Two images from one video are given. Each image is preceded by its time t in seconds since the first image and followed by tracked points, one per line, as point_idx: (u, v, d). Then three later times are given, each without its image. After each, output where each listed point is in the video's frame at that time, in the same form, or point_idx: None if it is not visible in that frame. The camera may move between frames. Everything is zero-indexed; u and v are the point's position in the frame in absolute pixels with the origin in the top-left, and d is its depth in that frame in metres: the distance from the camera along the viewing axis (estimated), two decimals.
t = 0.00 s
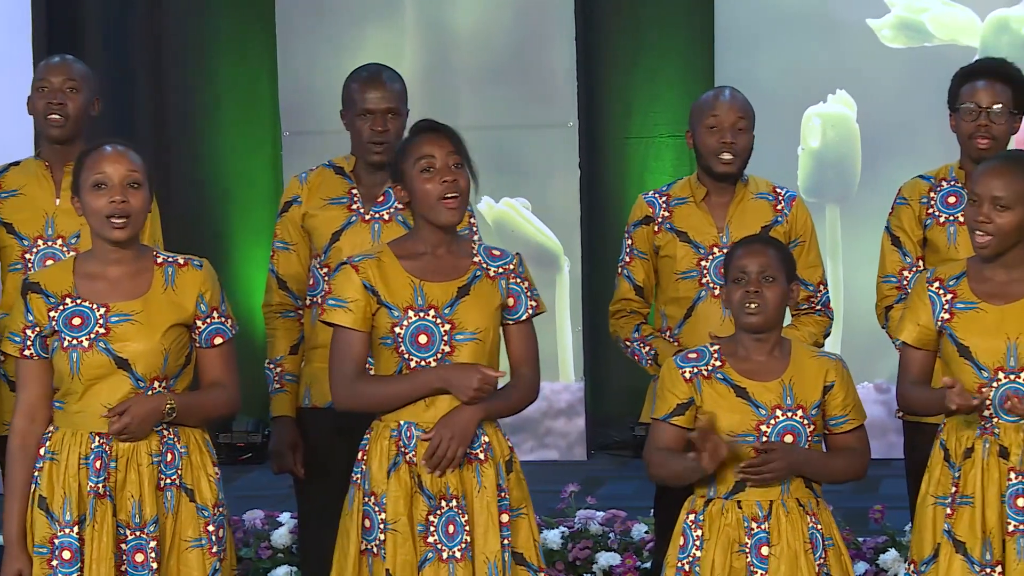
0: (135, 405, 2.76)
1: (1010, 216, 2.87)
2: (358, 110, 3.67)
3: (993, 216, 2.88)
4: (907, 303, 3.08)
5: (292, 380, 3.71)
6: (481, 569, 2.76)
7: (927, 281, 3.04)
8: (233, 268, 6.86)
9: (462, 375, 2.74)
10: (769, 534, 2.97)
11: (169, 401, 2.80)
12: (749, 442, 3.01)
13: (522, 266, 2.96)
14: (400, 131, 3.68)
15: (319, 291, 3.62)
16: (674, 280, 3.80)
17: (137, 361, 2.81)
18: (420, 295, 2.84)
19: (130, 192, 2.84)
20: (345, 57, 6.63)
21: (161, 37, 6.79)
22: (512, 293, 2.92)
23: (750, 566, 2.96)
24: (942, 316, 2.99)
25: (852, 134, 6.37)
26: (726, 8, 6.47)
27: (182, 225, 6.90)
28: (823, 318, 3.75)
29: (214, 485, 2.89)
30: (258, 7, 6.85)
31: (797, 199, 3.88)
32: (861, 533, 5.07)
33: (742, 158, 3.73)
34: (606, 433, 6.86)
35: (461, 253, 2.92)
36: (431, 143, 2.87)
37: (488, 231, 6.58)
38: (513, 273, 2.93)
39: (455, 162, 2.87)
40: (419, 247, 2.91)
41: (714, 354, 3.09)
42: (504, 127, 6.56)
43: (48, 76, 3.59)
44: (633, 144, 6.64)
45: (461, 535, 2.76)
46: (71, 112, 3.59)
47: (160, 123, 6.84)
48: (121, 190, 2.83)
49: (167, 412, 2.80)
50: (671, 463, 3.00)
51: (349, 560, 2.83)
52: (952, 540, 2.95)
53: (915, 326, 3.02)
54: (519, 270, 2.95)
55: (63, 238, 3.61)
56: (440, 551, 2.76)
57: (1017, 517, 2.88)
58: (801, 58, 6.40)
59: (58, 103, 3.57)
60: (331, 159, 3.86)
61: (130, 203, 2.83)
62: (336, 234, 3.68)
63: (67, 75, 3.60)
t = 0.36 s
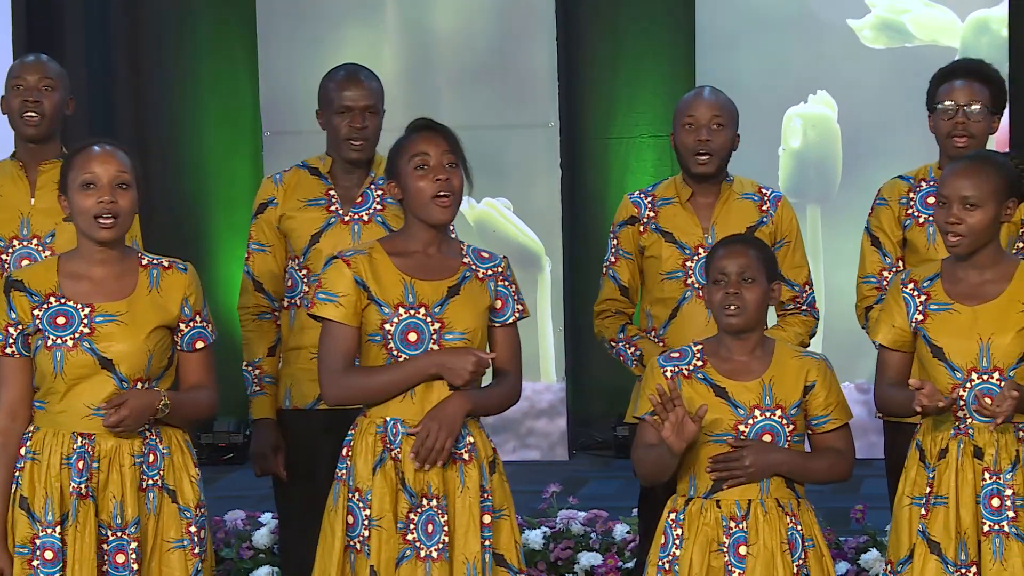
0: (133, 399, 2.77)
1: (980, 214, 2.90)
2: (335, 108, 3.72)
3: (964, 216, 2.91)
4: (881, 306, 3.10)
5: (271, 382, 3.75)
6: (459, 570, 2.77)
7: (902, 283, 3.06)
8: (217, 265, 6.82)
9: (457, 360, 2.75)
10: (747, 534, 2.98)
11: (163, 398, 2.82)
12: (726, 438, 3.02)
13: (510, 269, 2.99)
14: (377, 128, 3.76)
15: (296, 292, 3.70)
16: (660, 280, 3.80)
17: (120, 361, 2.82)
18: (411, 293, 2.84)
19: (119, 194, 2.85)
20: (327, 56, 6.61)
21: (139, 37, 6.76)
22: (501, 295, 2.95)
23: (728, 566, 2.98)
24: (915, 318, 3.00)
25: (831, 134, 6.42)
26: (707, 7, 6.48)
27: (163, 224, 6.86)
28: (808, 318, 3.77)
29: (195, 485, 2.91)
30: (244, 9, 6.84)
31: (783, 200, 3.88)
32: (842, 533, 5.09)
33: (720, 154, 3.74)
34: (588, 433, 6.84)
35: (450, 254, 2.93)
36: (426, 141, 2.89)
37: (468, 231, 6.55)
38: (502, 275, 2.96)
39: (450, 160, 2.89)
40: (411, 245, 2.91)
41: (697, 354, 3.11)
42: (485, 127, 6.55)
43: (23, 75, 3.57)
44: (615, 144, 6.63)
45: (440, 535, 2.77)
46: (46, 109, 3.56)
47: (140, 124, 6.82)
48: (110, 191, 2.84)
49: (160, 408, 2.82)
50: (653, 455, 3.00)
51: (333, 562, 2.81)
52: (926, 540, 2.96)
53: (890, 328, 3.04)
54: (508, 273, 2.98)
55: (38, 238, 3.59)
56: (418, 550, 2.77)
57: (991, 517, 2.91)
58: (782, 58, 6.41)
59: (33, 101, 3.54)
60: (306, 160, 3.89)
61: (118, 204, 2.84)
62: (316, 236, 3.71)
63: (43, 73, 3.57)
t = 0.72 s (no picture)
0: (111, 397, 2.75)
1: (971, 209, 2.91)
2: (308, 106, 3.74)
3: (955, 210, 2.92)
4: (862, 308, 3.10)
5: (254, 385, 3.76)
6: (429, 572, 2.76)
7: (884, 284, 3.06)
8: (201, 269, 6.79)
9: (418, 367, 2.74)
10: (733, 535, 2.97)
11: (142, 398, 2.80)
12: (714, 439, 3.03)
13: (498, 275, 2.94)
14: (351, 126, 3.76)
15: (278, 294, 3.69)
16: (647, 280, 3.81)
17: (100, 363, 2.82)
18: (383, 295, 2.85)
19: (100, 196, 2.85)
20: (311, 56, 6.59)
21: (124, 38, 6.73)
22: (484, 301, 2.90)
23: (714, 566, 2.97)
24: (900, 319, 3.00)
25: (816, 134, 6.43)
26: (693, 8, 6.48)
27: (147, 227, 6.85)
28: (796, 321, 3.77)
29: (177, 487, 2.89)
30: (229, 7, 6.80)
31: (771, 201, 3.89)
32: (827, 534, 5.11)
33: (705, 154, 3.73)
34: (574, 434, 6.82)
35: (436, 257, 2.91)
36: (408, 141, 2.91)
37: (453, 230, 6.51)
38: (487, 282, 2.92)
39: (428, 160, 2.90)
40: (395, 248, 2.92)
41: (684, 355, 3.10)
42: (471, 127, 6.53)
43: None
44: (601, 144, 6.64)
45: (407, 538, 2.77)
46: (23, 111, 3.54)
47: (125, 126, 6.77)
48: (92, 193, 2.85)
49: (139, 410, 2.80)
50: (642, 456, 3.00)
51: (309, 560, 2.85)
52: (915, 541, 2.96)
53: (874, 330, 3.03)
54: (494, 279, 2.93)
55: (21, 240, 3.56)
56: (388, 552, 2.77)
57: (980, 518, 2.92)
58: (767, 59, 6.41)
59: (6, 104, 3.52)
60: (285, 162, 3.88)
61: (99, 207, 2.84)
62: (296, 238, 3.69)
63: (15, 75, 3.54)
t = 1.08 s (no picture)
0: (65, 406, 2.73)
1: (964, 206, 2.93)
2: (278, 105, 3.72)
3: (950, 207, 2.93)
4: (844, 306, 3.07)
5: (231, 387, 3.71)
6: (389, 571, 2.77)
7: (867, 284, 3.04)
8: (179, 269, 6.76)
9: (361, 373, 2.76)
10: (711, 534, 2.96)
11: (101, 403, 2.78)
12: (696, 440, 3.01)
13: (465, 272, 2.90)
14: (320, 122, 3.73)
15: (254, 295, 3.66)
16: (627, 280, 3.80)
17: (68, 364, 2.82)
18: (344, 294, 2.87)
19: (64, 195, 2.85)
20: (290, 55, 6.56)
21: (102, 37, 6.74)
22: (448, 298, 2.87)
23: (692, 565, 2.96)
24: (886, 320, 3.00)
25: (795, 134, 6.43)
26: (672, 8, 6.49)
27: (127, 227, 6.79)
28: (777, 321, 3.77)
29: (149, 489, 2.87)
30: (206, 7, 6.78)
31: (752, 202, 3.89)
32: (806, 534, 5.12)
33: (688, 154, 3.74)
34: (552, 434, 6.85)
35: (403, 255, 2.90)
36: (368, 140, 2.93)
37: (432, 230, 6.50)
38: (451, 279, 2.88)
39: (385, 159, 2.91)
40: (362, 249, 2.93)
41: (667, 353, 3.09)
42: (448, 128, 6.53)
43: None
44: (580, 143, 6.64)
45: (365, 537, 2.77)
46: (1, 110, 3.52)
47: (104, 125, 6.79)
48: (56, 193, 2.84)
49: (98, 414, 2.78)
50: (625, 455, 3.00)
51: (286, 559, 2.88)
52: (909, 542, 2.96)
53: (859, 329, 3.01)
54: (460, 277, 2.89)
55: (3, 240, 3.47)
56: (351, 552, 2.78)
57: (972, 517, 2.94)
58: (746, 59, 6.42)
59: None
60: (261, 163, 3.86)
61: (62, 206, 2.84)
62: (270, 238, 3.68)
63: None
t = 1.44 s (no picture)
0: (43, 402, 2.72)
1: (971, 206, 2.94)
2: (263, 104, 3.72)
3: (958, 207, 2.92)
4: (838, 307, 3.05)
5: (220, 387, 3.70)
6: (384, 571, 2.77)
7: (864, 284, 3.03)
8: (168, 268, 6.76)
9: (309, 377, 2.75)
10: (695, 533, 2.96)
11: (80, 398, 2.77)
12: (676, 438, 3.03)
13: (445, 266, 2.89)
14: (307, 122, 3.71)
15: (242, 295, 3.66)
16: (617, 280, 3.80)
17: (52, 363, 2.81)
18: (327, 298, 2.87)
19: (45, 196, 2.83)
20: (279, 55, 6.55)
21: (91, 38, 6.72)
22: (429, 293, 2.86)
23: (676, 564, 2.96)
24: (886, 321, 2.99)
25: (784, 134, 6.43)
26: (661, 8, 6.49)
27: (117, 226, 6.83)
28: (764, 321, 3.78)
29: (133, 489, 2.87)
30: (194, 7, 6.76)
31: (741, 202, 3.89)
32: (794, 534, 5.13)
33: (679, 154, 3.74)
34: (541, 434, 6.87)
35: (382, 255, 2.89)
36: (338, 142, 2.93)
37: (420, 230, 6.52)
38: (431, 274, 2.87)
39: (355, 161, 2.91)
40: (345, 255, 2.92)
41: (655, 353, 3.09)
42: (436, 127, 6.53)
43: None
44: (569, 144, 6.64)
45: (360, 538, 2.76)
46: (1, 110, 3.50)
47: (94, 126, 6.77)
48: (36, 194, 2.82)
49: (77, 410, 2.76)
50: (613, 451, 3.00)
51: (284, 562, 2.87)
52: (910, 543, 2.94)
53: (857, 328, 2.99)
54: (439, 271, 2.87)
55: None
56: (346, 553, 2.77)
57: (972, 517, 2.94)
58: (735, 60, 6.42)
59: None
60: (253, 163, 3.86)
61: (43, 208, 2.82)
62: (258, 239, 3.67)
63: None
